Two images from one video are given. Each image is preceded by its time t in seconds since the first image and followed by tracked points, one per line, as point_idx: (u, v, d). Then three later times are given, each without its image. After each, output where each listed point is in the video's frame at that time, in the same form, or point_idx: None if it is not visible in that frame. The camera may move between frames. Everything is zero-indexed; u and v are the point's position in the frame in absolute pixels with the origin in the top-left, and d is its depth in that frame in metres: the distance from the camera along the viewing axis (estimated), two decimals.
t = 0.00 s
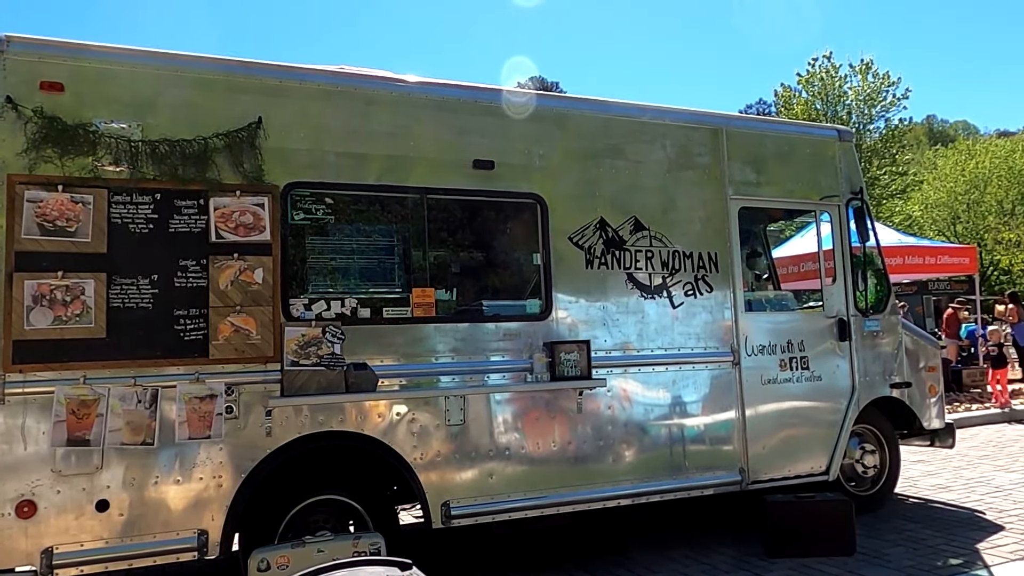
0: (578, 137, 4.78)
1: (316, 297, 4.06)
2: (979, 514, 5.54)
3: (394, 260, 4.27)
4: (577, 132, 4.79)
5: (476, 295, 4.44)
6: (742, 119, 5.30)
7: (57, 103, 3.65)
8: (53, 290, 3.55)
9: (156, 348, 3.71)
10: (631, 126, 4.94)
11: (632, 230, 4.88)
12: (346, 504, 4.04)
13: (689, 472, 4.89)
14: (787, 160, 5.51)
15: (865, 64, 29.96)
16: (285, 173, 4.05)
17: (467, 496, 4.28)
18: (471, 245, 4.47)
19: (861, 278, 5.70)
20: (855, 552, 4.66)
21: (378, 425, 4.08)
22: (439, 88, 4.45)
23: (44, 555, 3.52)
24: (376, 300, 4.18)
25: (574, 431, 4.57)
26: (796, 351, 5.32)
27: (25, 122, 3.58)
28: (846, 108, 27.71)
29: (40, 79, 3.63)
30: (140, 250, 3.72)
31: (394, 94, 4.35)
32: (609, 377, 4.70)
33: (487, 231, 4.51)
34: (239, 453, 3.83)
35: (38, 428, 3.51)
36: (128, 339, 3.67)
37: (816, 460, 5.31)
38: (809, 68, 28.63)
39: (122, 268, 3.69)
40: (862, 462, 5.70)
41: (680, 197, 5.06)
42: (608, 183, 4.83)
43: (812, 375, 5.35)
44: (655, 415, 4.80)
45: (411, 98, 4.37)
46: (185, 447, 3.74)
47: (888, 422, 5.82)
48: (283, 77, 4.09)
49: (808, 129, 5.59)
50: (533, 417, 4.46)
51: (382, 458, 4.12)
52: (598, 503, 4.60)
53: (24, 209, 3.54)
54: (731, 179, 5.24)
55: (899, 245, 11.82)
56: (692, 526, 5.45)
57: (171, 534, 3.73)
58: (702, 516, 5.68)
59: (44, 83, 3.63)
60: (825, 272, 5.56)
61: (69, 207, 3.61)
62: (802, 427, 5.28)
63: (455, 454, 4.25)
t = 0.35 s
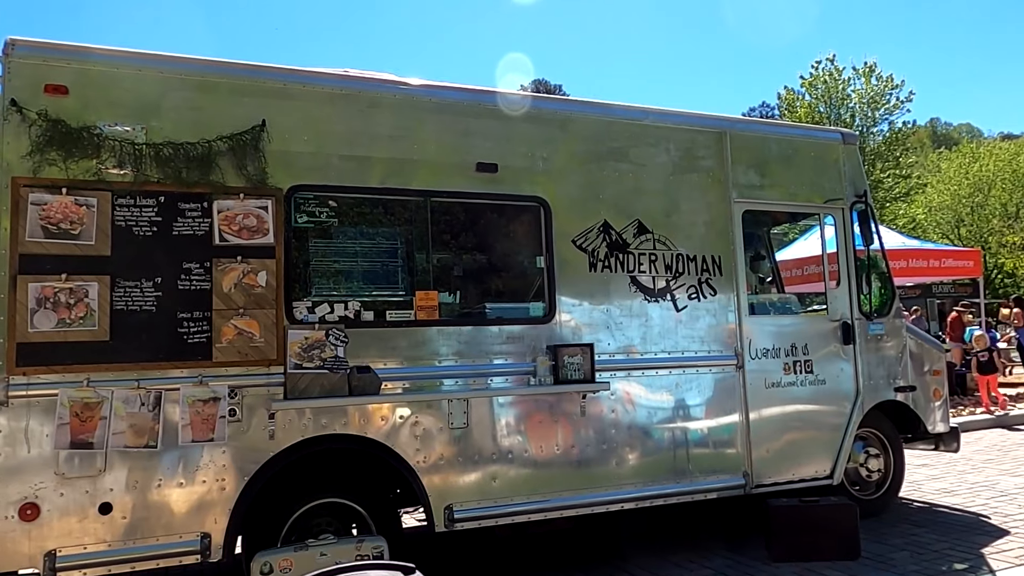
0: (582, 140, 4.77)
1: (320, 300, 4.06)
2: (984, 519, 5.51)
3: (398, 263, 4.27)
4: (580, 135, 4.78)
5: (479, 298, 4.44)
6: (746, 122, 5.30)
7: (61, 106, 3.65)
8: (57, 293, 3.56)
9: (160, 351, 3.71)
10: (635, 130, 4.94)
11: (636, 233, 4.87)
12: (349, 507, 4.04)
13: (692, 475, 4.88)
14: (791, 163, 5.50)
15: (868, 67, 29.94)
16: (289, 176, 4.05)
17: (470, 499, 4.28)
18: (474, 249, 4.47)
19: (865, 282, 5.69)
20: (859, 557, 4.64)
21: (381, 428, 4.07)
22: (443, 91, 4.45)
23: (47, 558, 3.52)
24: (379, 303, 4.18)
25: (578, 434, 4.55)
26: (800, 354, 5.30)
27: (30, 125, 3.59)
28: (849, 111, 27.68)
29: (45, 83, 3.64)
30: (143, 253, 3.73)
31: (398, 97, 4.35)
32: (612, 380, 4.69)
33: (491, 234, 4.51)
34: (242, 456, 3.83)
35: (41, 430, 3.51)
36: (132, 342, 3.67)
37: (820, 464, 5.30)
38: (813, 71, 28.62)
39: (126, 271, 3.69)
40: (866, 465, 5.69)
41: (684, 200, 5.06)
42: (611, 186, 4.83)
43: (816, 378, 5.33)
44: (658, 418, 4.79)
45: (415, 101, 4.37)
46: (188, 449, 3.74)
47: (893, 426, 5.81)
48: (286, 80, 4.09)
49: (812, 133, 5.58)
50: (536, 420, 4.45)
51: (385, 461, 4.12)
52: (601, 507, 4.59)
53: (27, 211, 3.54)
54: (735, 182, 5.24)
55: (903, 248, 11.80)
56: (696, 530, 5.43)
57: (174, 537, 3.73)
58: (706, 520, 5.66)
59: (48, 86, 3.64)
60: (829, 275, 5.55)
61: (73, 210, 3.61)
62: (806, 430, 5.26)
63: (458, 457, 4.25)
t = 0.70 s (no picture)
0: (586, 143, 4.77)
1: (324, 302, 4.06)
2: (991, 523, 5.48)
3: (402, 266, 4.26)
4: (585, 138, 4.78)
5: (483, 300, 4.43)
6: (751, 125, 5.29)
7: (67, 109, 3.66)
8: (62, 295, 3.56)
9: (164, 353, 3.71)
10: (640, 132, 4.93)
11: (640, 236, 4.86)
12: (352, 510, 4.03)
13: (697, 479, 4.86)
14: (796, 166, 5.48)
15: (873, 70, 29.90)
16: (294, 179, 4.05)
17: (474, 502, 4.27)
18: (479, 251, 4.46)
19: (871, 284, 5.67)
20: (865, 561, 4.61)
21: (385, 431, 4.07)
22: (448, 94, 4.45)
23: (52, 560, 3.52)
24: (383, 306, 4.18)
25: (582, 438, 4.54)
26: (805, 357, 5.29)
27: (36, 128, 3.60)
28: (854, 114, 27.66)
29: (51, 85, 3.65)
30: (148, 255, 3.73)
31: (402, 100, 4.35)
32: (617, 383, 4.68)
33: (495, 236, 4.50)
34: (246, 458, 3.82)
35: (47, 433, 3.51)
36: (137, 344, 3.67)
37: (825, 468, 5.28)
38: (817, 73, 28.60)
39: (132, 273, 3.70)
40: (871, 469, 5.66)
41: (688, 203, 5.05)
42: (616, 189, 4.82)
43: (822, 381, 5.31)
44: (663, 421, 4.78)
45: (419, 104, 4.37)
46: (192, 452, 3.74)
47: (898, 429, 5.78)
48: (292, 82, 4.10)
49: (818, 135, 5.57)
50: (540, 423, 4.44)
51: (388, 464, 4.11)
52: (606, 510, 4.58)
53: (33, 214, 3.55)
54: (740, 185, 5.23)
55: (908, 250, 11.77)
56: (700, 534, 5.41)
57: (178, 539, 3.73)
58: (711, 523, 5.64)
59: (54, 89, 3.65)
60: (835, 278, 5.53)
61: (78, 212, 3.62)
62: (811, 434, 5.24)
63: (463, 460, 4.24)
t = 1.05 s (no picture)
0: (591, 145, 4.76)
1: (329, 305, 4.06)
2: (999, 527, 5.45)
3: (407, 268, 4.27)
4: (590, 140, 4.77)
5: (488, 303, 4.43)
6: (756, 127, 5.28)
7: (74, 112, 3.68)
8: (68, 298, 3.57)
9: (170, 356, 3.72)
10: (645, 135, 4.93)
11: (646, 238, 4.86)
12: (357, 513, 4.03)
13: (703, 482, 4.85)
14: (802, 168, 5.47)
15: (879, 72, 29.84)
16: (299, 182, 4.06)
17: (479, 505, 4.26)
18: (483, 254, 4.46)
19: (877, 287, 5.65)
20: (872, 565, 4.59)
21: (390, 434, 4.07)
22: (453, 97, 4.46)
23: (57, 562, 3.53)
24: (388, 308, 4.17)
25: (587, 440, 4.53)
26: (811, 360, 5.27)
27: (42, 131, 3.61)
28: (860, 116, 27.60)
29: (58, 89, 3.66)
30: (154, 257, 3.74)
31: (408, 102, 4.35)
32: (622, 386, 4.67)
33: (500, 239, 4.50)
34: (251, 461, 3.83)
35: (53, 435, 3.52)
36: (142, 347, 3.68)
37: (832, 471, 5.25)
38: (823, 76, 28.56)
39: (138, 276, 3.70)
40: (878, 473, 5.64)
41: (694, 205, 5.04)
42: (621, 192, 4.82)
43: (828, 384, 5.29)
44: (668, 424, 4.77)
45: (424, 107, 4.38)
46: (197, 454, 3.74)
47: (905, 432, 5.76)
48: (298, 85, 4.10)
49: (824, 137, 5.55)
50: (545, 426, 4.43)
51: (393, 466, 4.11)
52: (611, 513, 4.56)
53: (39, 217, 3.56)
54: (745, 187, 5.21)
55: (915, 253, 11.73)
56: (706, 538, 5.39)
57: (184, 541, 3.73)
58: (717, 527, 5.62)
59: (61, 92, 3.66)
60: (841, 280, 5.51)
61: (85, 215, 3.63)
62: (817, 437, 5.22)
63: (467, 463, 4.23)
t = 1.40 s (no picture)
0: (596, 146, 4.76)
1: (334, 307, 4.07)
2: (1006, 530, 5.42)
3: (412, 270, 4.27)
4: (595, 142, 4.77)
5: (492, 305, 4.42)
6: (762, 128, 5.26)
7: (80, 115, 3.69)
8: (75, 299, 3.58)
9: (175, 357, 3.73)
10: (650, 136, 4.92)
11: (651, 240, 4.85)
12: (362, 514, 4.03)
13: (708, 484, 4.83)
14: (808, 169, 5.45)
15: (886, 73, 29.77)
16: (304, 184, 4.07)
17: (484, 506, 4.26)
18: (488, 255, 4.46)
19: (884, 288, 5.62)
20: (878, 567, 4.57)
21: (395, 435, 4.07)
22: (458, 98, 4.46)
23: (64, 563, 3.54)
24: (393, 310, 4.18)
25: (593, 442, 4.53)
26: (817, 362, 5.25)
27: (49, 133, 3.62)
28: (866, 117, 27.54)
29: (65, 91, 3.67)
30: (161, 259, 3.75)
31: (413, 104, 4.35)
32: (628, 387, 4.66)
33: (504, 241, 4.50)
34: (257, 462, 3.83)
35: (58, 435, 3.53)
36: (148, 348, 3.69)
37: (838, 474, 5.23)
38: (829, 77, 28.51)
39: (144, 278, 3.71)
40: (885, 475, 5.61)
41: (699, 206, 5.02)
42: (626, 193, 4.81)
43: (834, 386, 5.27)
44: (673, 426, 4.76)
45: (429, 108, 4.38)
46: (202, 455, 3.75)
47: (912, 435, 5.73)
48: (304, 87, 4.11)
49: (830, 138, 5.54)
50: (550, 428, 4.43)
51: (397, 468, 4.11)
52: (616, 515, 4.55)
53: (46, 218, 3.58)
54: (751, 188, 5.20)
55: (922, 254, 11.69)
56: (712, 540, 5.37)
57: (189, 542, 3.73)
58: (723, 529, 5.60)
59: (68, 94, 3.67)
60: (847, 282, 5.49)
61: (91, 217, 3.65)
62: (824, 439, 5.20)
63: (472, 464, 4.23)
